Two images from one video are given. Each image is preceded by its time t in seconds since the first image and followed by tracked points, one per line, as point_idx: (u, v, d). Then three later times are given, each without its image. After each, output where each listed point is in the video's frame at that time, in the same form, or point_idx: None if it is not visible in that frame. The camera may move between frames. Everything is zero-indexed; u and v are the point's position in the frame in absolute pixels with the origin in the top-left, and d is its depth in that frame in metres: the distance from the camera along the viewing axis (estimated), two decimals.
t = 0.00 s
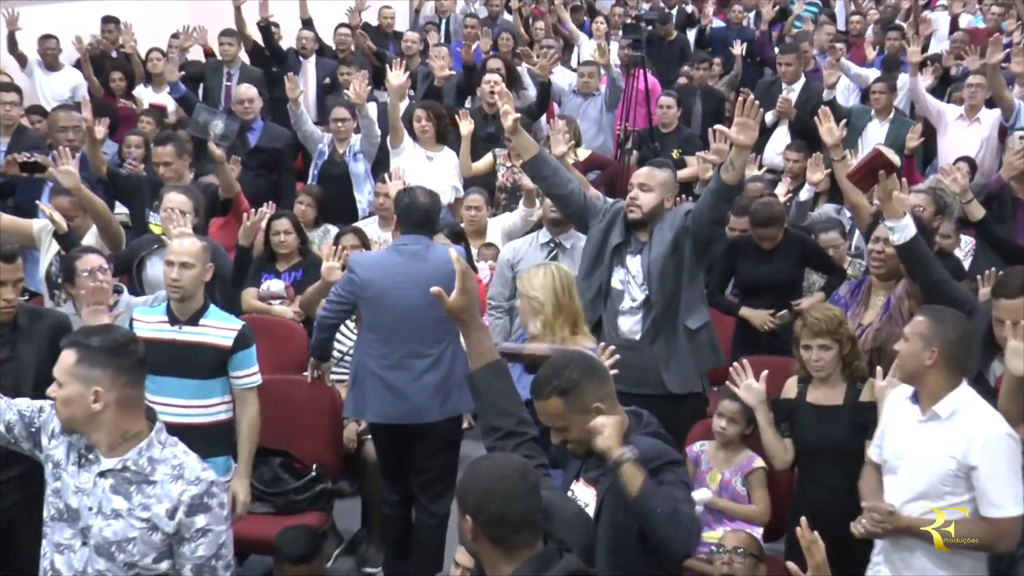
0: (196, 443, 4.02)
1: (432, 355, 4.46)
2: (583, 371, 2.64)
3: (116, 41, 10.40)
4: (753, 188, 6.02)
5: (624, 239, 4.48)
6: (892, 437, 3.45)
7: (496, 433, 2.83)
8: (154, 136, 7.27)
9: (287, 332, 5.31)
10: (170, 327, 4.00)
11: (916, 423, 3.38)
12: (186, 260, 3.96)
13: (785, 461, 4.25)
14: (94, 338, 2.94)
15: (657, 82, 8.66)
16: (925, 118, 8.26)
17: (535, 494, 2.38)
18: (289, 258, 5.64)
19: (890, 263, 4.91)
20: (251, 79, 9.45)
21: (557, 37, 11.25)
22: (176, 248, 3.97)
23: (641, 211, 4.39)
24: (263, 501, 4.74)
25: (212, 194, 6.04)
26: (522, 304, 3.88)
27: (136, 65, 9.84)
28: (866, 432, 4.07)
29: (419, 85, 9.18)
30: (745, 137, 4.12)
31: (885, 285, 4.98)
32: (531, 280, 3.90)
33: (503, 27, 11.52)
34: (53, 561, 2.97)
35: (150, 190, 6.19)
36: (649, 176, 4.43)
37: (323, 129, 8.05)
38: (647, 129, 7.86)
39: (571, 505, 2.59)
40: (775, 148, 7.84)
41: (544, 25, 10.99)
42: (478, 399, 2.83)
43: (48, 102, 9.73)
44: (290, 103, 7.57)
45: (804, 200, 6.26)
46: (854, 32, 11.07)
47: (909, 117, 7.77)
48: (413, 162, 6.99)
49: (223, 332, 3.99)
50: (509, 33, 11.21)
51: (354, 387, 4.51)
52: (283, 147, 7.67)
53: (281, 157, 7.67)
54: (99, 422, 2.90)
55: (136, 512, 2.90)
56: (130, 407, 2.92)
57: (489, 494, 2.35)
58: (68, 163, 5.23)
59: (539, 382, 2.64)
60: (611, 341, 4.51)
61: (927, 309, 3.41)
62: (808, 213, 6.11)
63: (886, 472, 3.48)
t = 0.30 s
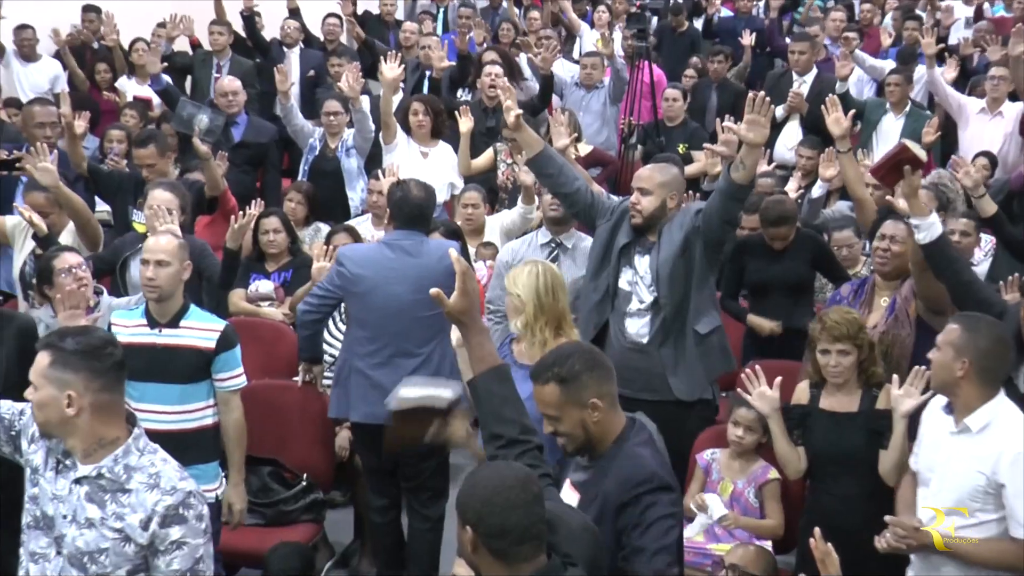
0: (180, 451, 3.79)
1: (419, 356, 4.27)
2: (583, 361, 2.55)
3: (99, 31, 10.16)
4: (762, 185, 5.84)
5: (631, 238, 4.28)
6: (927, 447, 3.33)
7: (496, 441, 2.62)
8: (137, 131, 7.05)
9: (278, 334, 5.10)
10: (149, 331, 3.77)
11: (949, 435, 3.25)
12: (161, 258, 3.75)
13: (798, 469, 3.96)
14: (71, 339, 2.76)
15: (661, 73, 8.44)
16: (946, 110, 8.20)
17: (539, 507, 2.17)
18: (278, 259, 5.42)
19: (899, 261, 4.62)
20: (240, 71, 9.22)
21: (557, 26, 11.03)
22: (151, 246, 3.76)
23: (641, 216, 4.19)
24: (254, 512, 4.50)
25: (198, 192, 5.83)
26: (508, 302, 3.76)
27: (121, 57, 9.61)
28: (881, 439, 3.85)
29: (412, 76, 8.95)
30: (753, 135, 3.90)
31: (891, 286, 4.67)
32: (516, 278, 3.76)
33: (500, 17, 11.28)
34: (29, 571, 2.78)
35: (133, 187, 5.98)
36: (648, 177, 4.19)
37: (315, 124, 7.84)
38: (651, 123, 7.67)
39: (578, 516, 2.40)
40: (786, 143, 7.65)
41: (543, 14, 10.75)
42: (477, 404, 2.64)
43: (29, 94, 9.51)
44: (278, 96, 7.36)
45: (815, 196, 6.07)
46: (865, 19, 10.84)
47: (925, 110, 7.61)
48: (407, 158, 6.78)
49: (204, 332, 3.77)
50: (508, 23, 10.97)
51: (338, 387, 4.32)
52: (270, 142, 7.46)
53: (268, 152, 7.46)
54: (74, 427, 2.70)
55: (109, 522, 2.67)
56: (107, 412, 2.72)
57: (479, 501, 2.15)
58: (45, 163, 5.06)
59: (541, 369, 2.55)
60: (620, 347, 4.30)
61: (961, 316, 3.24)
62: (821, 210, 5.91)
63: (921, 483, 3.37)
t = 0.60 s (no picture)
0: (178, 452, 3.77)
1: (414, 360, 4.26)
2: (558, 353, 2.69)
3: (97, 31, 10.13)
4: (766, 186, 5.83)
5: (643, 242, 4.29)
6: (932, 451, 3.29)
7: (499, 444, 2.55)
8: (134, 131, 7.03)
9: (277, 337, 5.07)
10: (146, 333, 3.74)
11: (955, 438, 3.23)
12: (156, 259, 3.72)
13: (799, 471, 3.91)
14: (65, 331, 2.78)
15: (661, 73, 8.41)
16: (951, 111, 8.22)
17: (544, 511, 2.15)
18: (277, 260, 5.40)
19: (886, 263, 4.47)
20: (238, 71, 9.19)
21: (558, 26, 10.98)
22: (146, 246, 3.72)
23: (651, 221, 4.20)
24: (252, 513, 4.48)
25: (197, 193, 5.80)
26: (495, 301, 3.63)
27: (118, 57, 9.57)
28: (886, 442, 3.82)
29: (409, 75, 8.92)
30: (756, 138, 3.88)
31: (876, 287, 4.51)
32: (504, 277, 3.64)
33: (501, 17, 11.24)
34: (14, 564, 2.79)
35: (130, 187, 5.95)
36: (657, 182, 4.21)
37: (312, 124, 7.81)
38: (652, 122, 7.66)
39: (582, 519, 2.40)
40: (788, 144, 7.65)
41: (541, 14, 10.70)
42: (483, 409, 2.58)
43: (25, 94, 9.47)
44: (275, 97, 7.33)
45: (818, 196, 6.05)
46: (867, 19, 10.80)
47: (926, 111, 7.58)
48: (405, 159, 6.80)
49: (201, 333, 3.75)
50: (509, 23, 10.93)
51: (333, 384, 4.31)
52: (266, 142, 7.44)
53: (264, 152, 7.44)
54: (64, 418, 2.72)
55: (98, 512, 2.69)
56: (98, 404, 2.74)
57: (481, 503, 2.13)
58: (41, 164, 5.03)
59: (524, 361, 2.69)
60: (631, 348, 4.31)
61: (967, 318, 3.21)
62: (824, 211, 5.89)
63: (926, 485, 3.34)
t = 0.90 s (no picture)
0: (178, 455, 3.78)
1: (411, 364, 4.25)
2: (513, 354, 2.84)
3: (98, 33, 10.13)
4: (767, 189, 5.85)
5: (662, 247, 4.33)
6: (925, 450, 3.30)
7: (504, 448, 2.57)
8: (135, 133, 7.04)
9: (278, 340, 5.07)
10: (147, 334, 3.74)
11: (950, 438, 3.22)
12: (157, 259, 3.71)
13: (805, 474, 3.91)
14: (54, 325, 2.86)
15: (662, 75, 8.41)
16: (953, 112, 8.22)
17: (552, 516, 2.22)
18: (278, 262, 5.40)
19: (877, 264, 4.40)
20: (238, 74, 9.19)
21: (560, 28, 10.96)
22: (147, 247, 3.71)
23: (668, 227, 4.24)
24: (251, 516, 4.47)
25: (198, 194, 5.81)
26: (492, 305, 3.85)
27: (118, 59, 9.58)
28: (895, 446, 3.83)
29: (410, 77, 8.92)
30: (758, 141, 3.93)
31: (863, 287, 4.45)
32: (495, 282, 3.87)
33: (503, 19, 11.24)
34: None
35: (130, 189, 5.96)
36: (673, 187, 4.24)
37: (312, 126, 7.81)
38: (652, 126, 7.66)
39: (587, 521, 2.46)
40: (791, 146, 7.67)
41: (543, 16, 10.68)
42: (487, 411, 2.61)
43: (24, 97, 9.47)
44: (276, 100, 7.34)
45: (818, 199, 6.05)
46: (870, 20, 10.78)
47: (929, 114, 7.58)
48: (402, 162, 6.82)
49: (202, 334, 3.75)
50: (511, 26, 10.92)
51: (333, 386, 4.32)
52: (266, 143, 7.45)
53: (264, 154, 7.45)
54: (49, 408, 2.79)
55: (76, 504, 2.74)
56: (83, 397, 2.81)
57: (488, 510, 2.20)
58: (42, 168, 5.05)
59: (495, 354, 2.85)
60: (651, 349, 4.37)
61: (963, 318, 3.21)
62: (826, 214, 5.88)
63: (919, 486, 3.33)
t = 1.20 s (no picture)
0: (176, 456, 3.77)
1: (413, 362, 4.25)
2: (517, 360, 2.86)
3: (98, 33, 10.10)
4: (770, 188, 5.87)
5: (681, 249, 4.35)
6: (910, 446, 3.32)
7: (504, 446, 2.61)
8: (135, 133, 7.03)
9: (278, 339, 5.08)
10: (150, 334, 3.74)
11: (933, 433, 3.25)
12: (163, 259, 3.71)
13: (815, 472, 3.93)
14: (40, 315, 2.90)
15: (663, 73, 8.41)
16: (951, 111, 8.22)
17: (560, 516, 2.22)
18: (279, 262, 5.40)
19: (870, 264, 4.41)
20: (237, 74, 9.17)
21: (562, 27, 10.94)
22: (153, 247, 3.72)
23: (687, 225, 4.27)
24: (253, 516, 4.47)
25: (199, 193, 5.81)
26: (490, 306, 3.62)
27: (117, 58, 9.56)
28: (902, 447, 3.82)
29: (411, 76, 8.91)
30: (762, 141, 3.91)
31: (859, 287, 4.45)
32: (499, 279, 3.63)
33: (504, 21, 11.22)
34: None
35: (130, 189, 5.95)
36: (695, 185, 4.27)
37: (311, 124, 7.81)
38: (654, 126, 7.64)
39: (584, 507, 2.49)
40: (792, 145, 7.69)
41: (544, 15, 10.67)
42: (486, 411, 2.64)
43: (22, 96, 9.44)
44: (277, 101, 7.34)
45: (819, 198, 6.07)
46: (872, 19, 10.77)
47: (929, 113, 7.59)
48: (401, 161, 6.80)
49: (205, 334, 3.74)
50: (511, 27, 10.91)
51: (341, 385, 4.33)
52: (268, 142, 7.44)
53: (266, 153, 7.44)
54: (34, 398, 2.84)
55: (59, 490, 2.79)
56: (69, 386, 2.86)
57: (500, 515, 2.19)
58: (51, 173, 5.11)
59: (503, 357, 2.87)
60: (672, 350, 4.41)
61: (944, 315, 3.25)
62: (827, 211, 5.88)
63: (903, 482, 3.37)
